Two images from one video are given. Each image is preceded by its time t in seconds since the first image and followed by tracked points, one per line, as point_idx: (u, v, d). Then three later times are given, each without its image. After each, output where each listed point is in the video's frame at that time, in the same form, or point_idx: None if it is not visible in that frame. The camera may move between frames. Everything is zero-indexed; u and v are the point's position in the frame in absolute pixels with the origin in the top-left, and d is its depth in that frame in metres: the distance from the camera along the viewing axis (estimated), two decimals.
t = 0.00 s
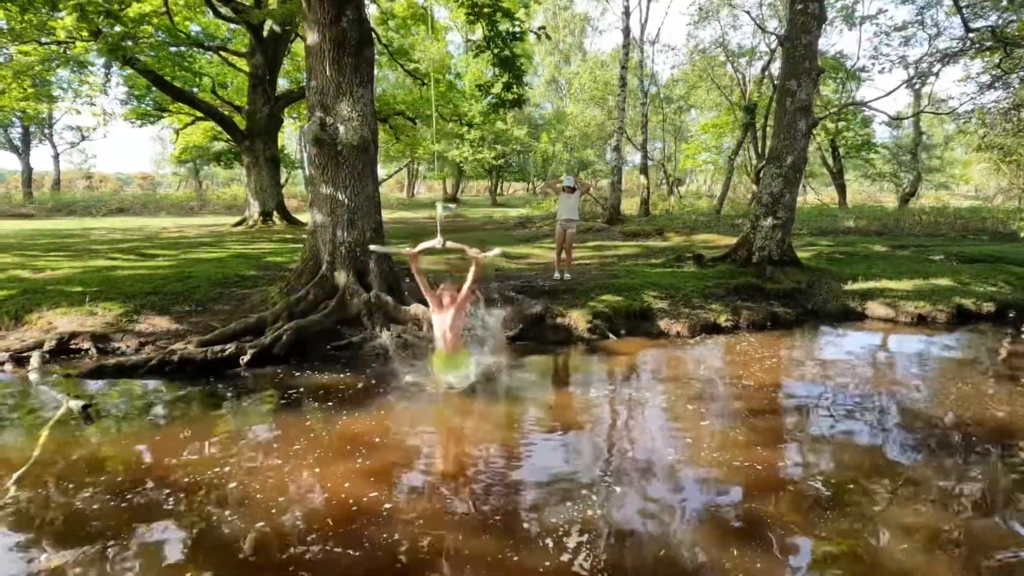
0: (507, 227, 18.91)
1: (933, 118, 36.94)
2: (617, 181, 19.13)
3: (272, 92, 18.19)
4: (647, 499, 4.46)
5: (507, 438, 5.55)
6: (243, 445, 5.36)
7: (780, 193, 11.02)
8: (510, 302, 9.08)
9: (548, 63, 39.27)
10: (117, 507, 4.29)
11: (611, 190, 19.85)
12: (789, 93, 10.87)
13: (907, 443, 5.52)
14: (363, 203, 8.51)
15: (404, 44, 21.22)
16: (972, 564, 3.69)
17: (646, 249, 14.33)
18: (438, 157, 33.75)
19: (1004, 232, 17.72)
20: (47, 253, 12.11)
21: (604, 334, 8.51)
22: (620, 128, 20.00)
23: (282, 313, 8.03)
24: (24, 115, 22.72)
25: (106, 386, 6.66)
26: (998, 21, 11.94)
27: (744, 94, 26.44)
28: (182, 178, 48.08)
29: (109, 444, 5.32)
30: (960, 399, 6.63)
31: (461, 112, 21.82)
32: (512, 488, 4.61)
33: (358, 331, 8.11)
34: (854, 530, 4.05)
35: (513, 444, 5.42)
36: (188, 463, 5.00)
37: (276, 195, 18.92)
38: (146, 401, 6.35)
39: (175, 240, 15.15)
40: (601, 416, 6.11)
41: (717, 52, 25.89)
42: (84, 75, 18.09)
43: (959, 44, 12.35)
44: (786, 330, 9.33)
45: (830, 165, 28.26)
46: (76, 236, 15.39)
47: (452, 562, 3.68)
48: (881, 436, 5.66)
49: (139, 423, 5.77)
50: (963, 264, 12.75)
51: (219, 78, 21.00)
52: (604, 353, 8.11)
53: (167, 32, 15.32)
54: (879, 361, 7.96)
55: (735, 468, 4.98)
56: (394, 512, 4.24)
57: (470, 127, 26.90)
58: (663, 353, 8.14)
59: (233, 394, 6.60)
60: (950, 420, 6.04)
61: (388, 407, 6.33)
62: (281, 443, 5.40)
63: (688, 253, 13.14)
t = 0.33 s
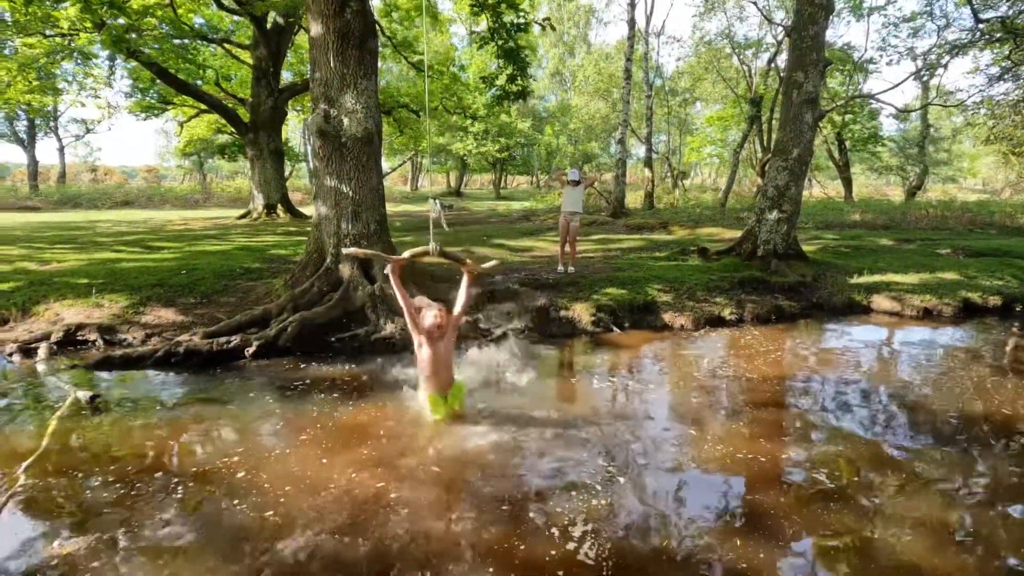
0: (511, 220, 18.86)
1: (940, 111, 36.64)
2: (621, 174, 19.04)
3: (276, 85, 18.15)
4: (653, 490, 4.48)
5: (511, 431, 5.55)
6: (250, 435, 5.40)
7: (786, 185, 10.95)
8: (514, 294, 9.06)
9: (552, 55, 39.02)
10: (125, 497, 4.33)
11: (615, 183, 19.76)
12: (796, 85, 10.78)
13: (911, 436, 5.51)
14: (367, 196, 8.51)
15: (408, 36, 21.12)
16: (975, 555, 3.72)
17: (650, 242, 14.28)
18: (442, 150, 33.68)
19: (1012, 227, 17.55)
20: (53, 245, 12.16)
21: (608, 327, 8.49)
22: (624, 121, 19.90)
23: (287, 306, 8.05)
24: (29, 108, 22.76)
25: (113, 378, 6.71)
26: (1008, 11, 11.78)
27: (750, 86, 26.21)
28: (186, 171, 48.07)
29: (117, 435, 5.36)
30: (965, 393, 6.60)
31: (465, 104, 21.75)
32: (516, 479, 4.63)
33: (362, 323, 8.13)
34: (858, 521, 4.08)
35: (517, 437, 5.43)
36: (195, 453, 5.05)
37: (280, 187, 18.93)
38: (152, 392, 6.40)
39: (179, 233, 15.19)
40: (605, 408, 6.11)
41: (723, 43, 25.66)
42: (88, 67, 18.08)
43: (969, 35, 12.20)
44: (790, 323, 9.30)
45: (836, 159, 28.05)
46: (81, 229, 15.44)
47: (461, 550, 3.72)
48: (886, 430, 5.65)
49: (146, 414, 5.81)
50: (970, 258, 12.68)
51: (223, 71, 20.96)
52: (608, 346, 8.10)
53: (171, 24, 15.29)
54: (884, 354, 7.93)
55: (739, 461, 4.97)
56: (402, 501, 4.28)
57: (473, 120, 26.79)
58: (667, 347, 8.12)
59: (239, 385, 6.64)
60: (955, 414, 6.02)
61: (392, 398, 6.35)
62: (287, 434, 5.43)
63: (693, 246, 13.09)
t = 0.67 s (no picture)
0: (517, 212, 18.82)
1: (952, 102, 36.14)
2: (627, 166, 18.93)
3: (282, 75, 18.12)
4: (659, 481, 4.48)
5: (519, 420, 5.58)
6: (259, 424, 5.45)
7: (795, 177, 10.87)
8: (520, 286, 9.05)
9: (559, 45, 38.72)
10: (137, 483, 4.40)
11: (622, 174, 19.65)
12: (806, 75, 10.65)
13: (919, 429, 5.48)
14: (374, 187, 8.50)
15: (414, 26, 21.01)
16: (983, 547, 3.71)
17: (657, 234, 14.22)
18: (449, 141, 33.57)
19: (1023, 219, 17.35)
20: (63, 236, 12.26)
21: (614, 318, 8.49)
22: (631, 112, 19.77)
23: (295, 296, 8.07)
24: (38, 100, 22.84)
25: (123, 366, 6.78)
26: None
27: (759, 76, 25.92)
28: (194, 163, 48.20)
29: (128, 422, 5.43)
30: (974, 385, 6.57)
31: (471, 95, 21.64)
32: (523, 468, 4.66)
33: (370, 314, 8.14)
34: (865, 512, 4.07)
35: (523, 426, 5.45)
36: (206, 441, 5.10)
37: (287, 178, 18.95)
38: (162, 380, 6.46)
39: (187, 224, 15.27)
40: (612, 399, 6.11)
41: (732, 33, 25.36)
42: (95, 58, 18.09)
43: (983, 24, 12.00)
44: (798, 315, 9.26)
45: (846, 150, 27.74)
46: (90, 220, 15.53)
47: (469, 540, 3.75)
48: (895, 422, 5.61)
49: (155, 402, 5.87)
50: (980, 250, 12.54)
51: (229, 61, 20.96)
52: (615, 338, 8.08)
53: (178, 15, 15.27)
54: (893, 347, 7.88)
55: (745, 451, 4.98)
56: (410, 489, 4.33)
57: (479, 111, 26.66)
58: (673, 338, 8.10)
59: (248, 374, 6.70)
60: (963, 406, 5.99)
61: (399, 388, 6.38)
62: (296, 422, 5.49)
63: (700, 238, 13.02)
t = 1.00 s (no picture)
0: (527, 194, 18.70)
1: (973, 81, 35.20)
2: (638, 146, 18.69)
3: (290, 55, 18.00)
4: (668, 460, 4.54)
5: (529, 400, 5.62)
6: (273, 402, 5.54)
7: (808, 157, 10.72)
8: (530, 267, 9.04)
9: (570, 24, 38.03)
10: (156, 457, 4.51)
11: (633, 156, 19.43)
12: (823, 53, 10.43)
13: (927, 411, 5.49)
14: (383, 167, 8.49)
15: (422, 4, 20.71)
16: (988, 527, 3.75)
17: (667, 216, 14.10)
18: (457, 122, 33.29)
19: None
20: (77, 217, 12.37)
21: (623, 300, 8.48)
22: (643, 91, 19.46)
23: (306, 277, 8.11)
24: (48, 80, 22.88)
25: (138, 345, 6.88)
26: None
27: (773, 55, 25.37)
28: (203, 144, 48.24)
29: (144, 400, 5.53)
30: (986, 368, 6.53)
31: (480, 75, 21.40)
32: (533, 447, 4.73)
33: (380, 295, 8.18)
34: (871, 492, 4.11)
35: (532, 406, 5.50)
36: (221, 418, 5.21)
37: (296, 160, 18.92)
38: (176, 359, 6.56)
39: (198, 205, 15.34)
40: (621, 380, 6.14)
41: (746, 10, 24.78)
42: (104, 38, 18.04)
43: None
44: (809, 298, 9.20)
45: (861, 131, 27.20)
46: (103, 201, 15.65)
47: (482, 516, 3.86)
48: (904, 405, 5.62)
49: (171, 381, 5.97)
50: (997, 233, 12.34)
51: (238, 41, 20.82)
52: (625, 320, 8.07)
53: None
54: (904, 330, 7.82)
55: (753, 432, 5.01)
56: (420, 467, 4.41)
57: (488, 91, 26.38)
58: (683, 320, 8.09)
59: (261, 353, 6.79)
60: (974, 389, 5.96)
61: (410, 368, 6.45)
62: (310, 401, 5.57)
63: (711, 220, 12.90)
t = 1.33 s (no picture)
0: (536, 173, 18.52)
1: (997, 56, 34.09)
2: (649, 124, 18.38)
3: (297, 31, 17.78)
4: (675, 439, 4.60)
5: (538, 379, 5.68)
6: (286, 379, 5.63)
7: (824, 136, 10.52)
8: (539, 247, 9.00)
9: None
10: (174, 432, 4.63)
11: (644, 134, 19.14)
12: (842, 28, 10.16)
13: (938, 394, 5.45)
14: (393, 146, 8.45)
15: None
16: (997, 511, 3.74)
17: (678, 196, 13.94)
18: (465, 99, 32.88)
19: None
20: (89, 195, 12.44)
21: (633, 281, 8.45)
22: (655, 67, 19.07)
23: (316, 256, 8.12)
24: (57, 57, 22.82)
25: (152, 323, 6.98)
26: None
27: (790, 29, 24.69)
28: (211, 122, 48.05)
29: (160, 376, 5.63)
30: (998, 351, 6.48)
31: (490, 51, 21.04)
32: (541, 425, 4.80)
33: (389, 274, 8.19)
34: (879, 474, 4.12)
35: (542, 385, 5.55)
36: (234, 395, 5.31)
37: (305, 138, 18.84)
38: (190, 337, 6.65)
39: (208, 183, 15.36)
40: (630, 360, 6.16)
41: None
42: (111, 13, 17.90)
43: None
44: (820, 280, 9.12)
45: (879, 108, 26.56)
46: (114, 179, 15.75)
47: (491, 493, 3.95)
48: (914, 387, 5.60)
49: (186, 358, 6.07)
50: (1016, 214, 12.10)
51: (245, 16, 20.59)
52: (634, 300, 8.04)
53: None
54: (917, 313, 7.73)
55: (763, 412, 5.04)
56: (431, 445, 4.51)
57: (497, 67, 25.98)
58: (692, 302, 8.05)
59: (273, 332, 6.86)
60: (985, 372, 5.93)
61: (420, 347, 6.50)
62: (321, 378, 5.66)
63: (722, 200, 12.75)
